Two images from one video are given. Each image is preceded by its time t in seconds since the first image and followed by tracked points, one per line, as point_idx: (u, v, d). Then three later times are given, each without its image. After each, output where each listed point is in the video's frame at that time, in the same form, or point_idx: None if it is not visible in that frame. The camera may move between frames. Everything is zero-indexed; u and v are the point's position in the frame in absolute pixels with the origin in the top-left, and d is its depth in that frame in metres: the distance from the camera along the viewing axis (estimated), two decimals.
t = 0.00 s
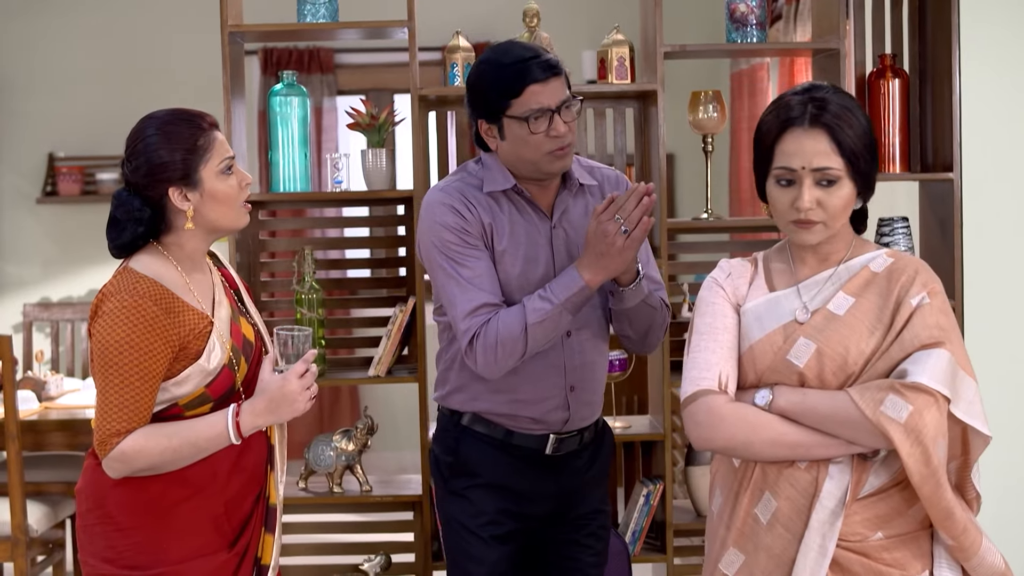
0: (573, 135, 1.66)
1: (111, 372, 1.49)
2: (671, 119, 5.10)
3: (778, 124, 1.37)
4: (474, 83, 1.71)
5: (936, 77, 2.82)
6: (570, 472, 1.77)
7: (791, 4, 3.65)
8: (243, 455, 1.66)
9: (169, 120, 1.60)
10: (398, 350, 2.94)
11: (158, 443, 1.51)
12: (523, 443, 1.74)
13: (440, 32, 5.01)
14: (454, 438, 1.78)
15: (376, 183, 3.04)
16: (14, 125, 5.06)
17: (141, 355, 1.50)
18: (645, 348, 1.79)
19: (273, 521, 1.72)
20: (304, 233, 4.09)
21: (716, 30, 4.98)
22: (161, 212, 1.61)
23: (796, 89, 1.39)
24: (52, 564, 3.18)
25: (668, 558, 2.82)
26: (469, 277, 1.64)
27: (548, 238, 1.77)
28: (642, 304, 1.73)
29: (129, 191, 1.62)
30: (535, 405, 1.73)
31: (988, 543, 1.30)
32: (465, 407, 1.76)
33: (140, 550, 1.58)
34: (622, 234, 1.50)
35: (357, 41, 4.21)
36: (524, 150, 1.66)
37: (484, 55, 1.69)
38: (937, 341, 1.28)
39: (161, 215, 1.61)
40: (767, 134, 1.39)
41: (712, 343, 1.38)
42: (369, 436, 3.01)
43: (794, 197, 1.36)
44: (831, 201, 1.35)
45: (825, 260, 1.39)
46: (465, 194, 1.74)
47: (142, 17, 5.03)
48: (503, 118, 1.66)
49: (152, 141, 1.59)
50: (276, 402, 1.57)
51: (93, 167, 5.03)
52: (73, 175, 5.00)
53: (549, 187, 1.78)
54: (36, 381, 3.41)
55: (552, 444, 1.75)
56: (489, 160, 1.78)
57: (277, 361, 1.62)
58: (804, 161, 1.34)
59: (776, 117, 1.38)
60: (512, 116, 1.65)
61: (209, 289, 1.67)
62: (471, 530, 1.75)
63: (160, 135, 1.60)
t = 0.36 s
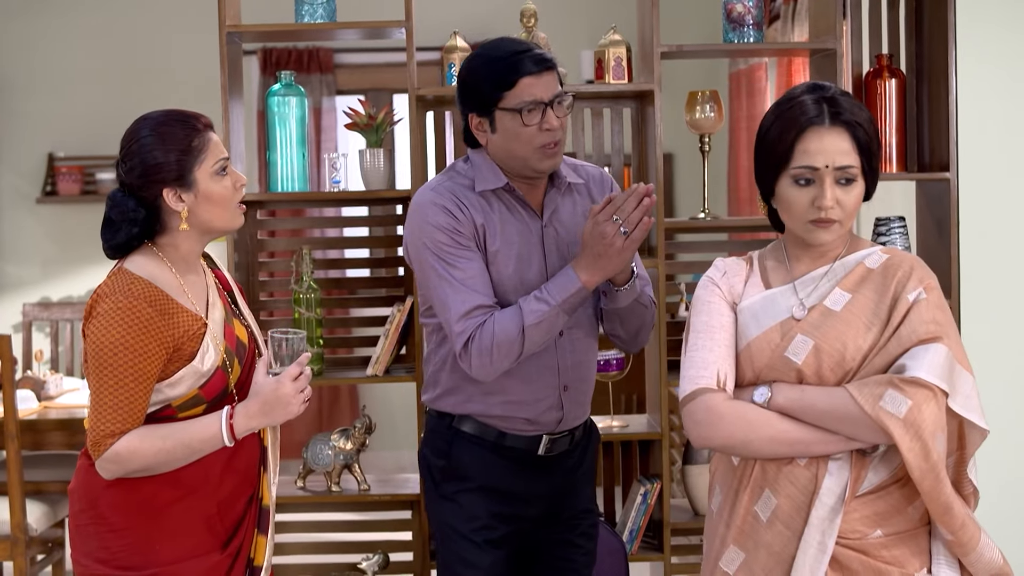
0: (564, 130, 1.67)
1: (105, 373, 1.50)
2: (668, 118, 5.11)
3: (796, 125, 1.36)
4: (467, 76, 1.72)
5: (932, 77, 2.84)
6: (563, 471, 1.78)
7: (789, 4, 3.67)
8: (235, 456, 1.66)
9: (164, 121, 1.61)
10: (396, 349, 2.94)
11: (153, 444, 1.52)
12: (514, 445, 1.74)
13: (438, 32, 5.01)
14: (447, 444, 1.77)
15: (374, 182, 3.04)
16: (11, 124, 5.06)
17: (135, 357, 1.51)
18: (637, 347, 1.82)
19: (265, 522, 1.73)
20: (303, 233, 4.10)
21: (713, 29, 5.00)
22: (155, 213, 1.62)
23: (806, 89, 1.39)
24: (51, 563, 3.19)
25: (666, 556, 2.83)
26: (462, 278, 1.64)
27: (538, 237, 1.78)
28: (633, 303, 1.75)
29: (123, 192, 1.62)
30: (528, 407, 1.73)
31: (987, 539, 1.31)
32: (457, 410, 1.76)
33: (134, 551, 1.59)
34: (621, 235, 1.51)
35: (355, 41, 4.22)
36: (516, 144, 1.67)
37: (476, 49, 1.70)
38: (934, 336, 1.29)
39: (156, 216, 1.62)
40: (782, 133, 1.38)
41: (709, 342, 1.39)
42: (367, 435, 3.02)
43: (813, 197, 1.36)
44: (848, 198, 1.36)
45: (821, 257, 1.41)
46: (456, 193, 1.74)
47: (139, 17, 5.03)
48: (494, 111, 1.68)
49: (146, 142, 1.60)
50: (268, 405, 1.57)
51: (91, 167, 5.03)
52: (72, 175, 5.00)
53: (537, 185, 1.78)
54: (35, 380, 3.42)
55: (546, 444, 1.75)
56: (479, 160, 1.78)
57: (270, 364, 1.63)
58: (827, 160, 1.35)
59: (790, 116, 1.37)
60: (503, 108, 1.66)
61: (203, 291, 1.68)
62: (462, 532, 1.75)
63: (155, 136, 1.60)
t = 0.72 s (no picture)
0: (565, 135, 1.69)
1: (116, 373, 1.53)
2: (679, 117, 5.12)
3: (803, 125, 1.36)
4: (478, 69, 1.74)
5: (943, 77, 2.84)
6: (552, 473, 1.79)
7: (800, 4, 3.68)
8: (245, 455, 1.68)
9: (173, 122, 1.64)
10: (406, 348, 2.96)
11: (163, 444, 1.55)
12: (503, 450, 1.74)
13: (449, 32, 5.03)
14: (438, 449, 1.76)
15: (386, 182, 3.07)
16: (27, 125, 5.11)
17: (145, 357, 1.54)
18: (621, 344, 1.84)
19: (276, 520, 1.75)
20: (316, 232, 4.13)
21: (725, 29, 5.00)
22: (165, 213, 1.64)
23: (806, 89, 1.39)
24: (66, 559, 3.22)
25: (676, 555, 2.85)
26: (446, 270, 1.63)
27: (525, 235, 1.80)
28: (619, 300, 1.78)
29: (133, 193, 1.65)
30: (512, 409, 1.74)
31: (986, 534, 1.32)
32: (441, 410, 1.76)
33: (144, 548, 1.61)
34: (608, 228, 1.54)
35: (369, 41, 4.24)
36: (519, 128, 1.67)
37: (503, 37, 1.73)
38: (928, 331, 1.30)
39: (166, 217, 1.65)
40: (789, 134, 1.37)
41: (706, 340, 1.40)
42: (378, 433, 3.04)
43: (823, 194, 1.36)
44: (855, 195, 1.37)
45: (816, 254, 1.42)
46: (444, 185, 1.74)
47: (154, 18, 5.07)
48: (508, 90, 1.68)
49: (155, 143, 1.63)
50: (278, 404, 1.60)
51: (106, 167, 5.08)
52: (87, 175, 5.05)
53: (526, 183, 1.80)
54: (50, 379, 3.46)
55: (534, 447, 1.76)
56: (470, 154, 1.79)
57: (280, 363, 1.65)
58: (838, 157, 1.35)
59: (795, 116, 1.37)
60: (522, 85, 1.67)
61: (214, 291, 1.70)
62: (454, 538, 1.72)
63: (163, 137, 1.63)
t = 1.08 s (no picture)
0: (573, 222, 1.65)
1: (126, 371, 1.55)
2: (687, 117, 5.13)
3: (791, 124, 1.38)
4: (514, 120, 1.61)
5: (948, 77, 2.85)
6: (537, 476, 1.82)
7: (808, 4, 3.69)
8: (256, 451, 1.71)
9: (183, 122, 1.66)
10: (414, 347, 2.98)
11: (172, 440, 1.57)
12: (487, 451, 1.76)
13: (457, 32, 5.06)
14: (423, 449, 1.77)
15: (393, 181, 3.09)
16: (40, 126, 5.16)
17: (154, 354, 1.56)
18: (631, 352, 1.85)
19: (288, 516, 1.77)
20: (326, 231, 4.17)
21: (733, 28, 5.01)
22: (174, 212, 1.67)
23: (793, 88, 1.41)
24: (76, 557, 3.26)
25: (682, 553, 2.86)
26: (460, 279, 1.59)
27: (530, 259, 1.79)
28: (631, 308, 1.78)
29: (144, 192, 1.68)
30: (504, 418, 1.75)
31: (974, 532, 1.33)
32: (428, 409, 1.77)
33: (156, 541, 1.64)
34: (620, 236, 1.52)
35: (378, 41, 4.26)
36: (524, 208, 1.65)
37: (550, 113, 1.54)
38: (911, 330, 1.31)
39: (175, 215, 1.67)
40: (776, 134, 1.39)
41: (695, 341, 1.43)
42: (385, 431, 3.06)
43: (811, 192, 1.38)
44: (843, 193, 1.39)
45: (803, 254, 1.43)
46: (454, 203, 1.70)
47: (166, 18, 5.11)
48: (527, 179, 1.59)
49: (165, 142, 1.65)
50: (286, 402, 1.62)
51: (117, 166, 5.12)
52: (98, 174, 5.09)
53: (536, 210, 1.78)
54: (60, 377, 3.49)
55: (517, 451, 1.78)
56: (484, 174, 1.73)
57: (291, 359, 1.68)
58: (825, 155, 1.37)
59: (781, 115, 1.39)
60: (540, 185, 1.58)
61: (224, 289, 1.73)
62: (443, 537, 1.74)
63: (173, 137, 1.65)
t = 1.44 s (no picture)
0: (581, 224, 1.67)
1: (135, 368, 1.58)
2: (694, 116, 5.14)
3: (785, 125, 1.39)
4: (534, 123, 1.60)
5: (954, 76, 2.85)
6: (555, 469, 1.83)
7: (815, 5, 3.70)
8: (266, 445, 1.73)
9: (193, 121, 1.69)
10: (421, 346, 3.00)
11: (180, 435, 1.60)
12: (507, 443, 1.78)
13: (464, 32, 5.08)
14: (443, 441, 1.80)
15: (399, 181, 3.10)
16: (51, 126, 5.20)
17: (163, 352, 1.58)
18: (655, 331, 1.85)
19: (297, 510, 1.80)
20: (335, 230, 4.19)
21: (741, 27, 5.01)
22: (182, 209, 1.70)
23: (784, 89, 1.42)
24: (86, 554, 3.29)
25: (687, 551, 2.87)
26: (474, 275, 1.61)
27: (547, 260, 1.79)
28: (644, 287, 1.80)
29: (154, 189, 1.70)
30: (519, 412, 1.77)
31: (964, 530, 1.34)
32: (449, 404, 1.80)
33: (168, 535, 1.66)
34: (615, 215, 1.51)
35: (386, 41, 4.28)
36: (537, 212, 1.66)
37: (569, 120, 1.55)
38: (899, 329, 1.32)
39: (182, 212, 1.69)
40: (768, 136, 1.40)
41: (687, 343, 1.44)
42: (393, 430, 3.08)
43: (804, 192, 1.39)
44: (834, 192, 1.41)
45: (793, 256, 1.45)
46: (470, 203, 1.72)
47: (176, 19, 5.15)
48: (541, 181, 1.59)
49: (174, 141, 1.68)
50: (292, 399, 1.65)
51: (127, 166, 5.16)
52: (108, 174, 5.13)
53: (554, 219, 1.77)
54: (70, 376, 3.53)
55: (535, 443, 1.80)
56: (498, 175, 1.74)
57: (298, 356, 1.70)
58: (817, 156, 1.38)
59: (774, 117, 1.40)
60: (553, 191, 1.59)
61: (233, 286, 1.75)
62: (460, 527, 1.77)
63: (181, 136, 1.68)
